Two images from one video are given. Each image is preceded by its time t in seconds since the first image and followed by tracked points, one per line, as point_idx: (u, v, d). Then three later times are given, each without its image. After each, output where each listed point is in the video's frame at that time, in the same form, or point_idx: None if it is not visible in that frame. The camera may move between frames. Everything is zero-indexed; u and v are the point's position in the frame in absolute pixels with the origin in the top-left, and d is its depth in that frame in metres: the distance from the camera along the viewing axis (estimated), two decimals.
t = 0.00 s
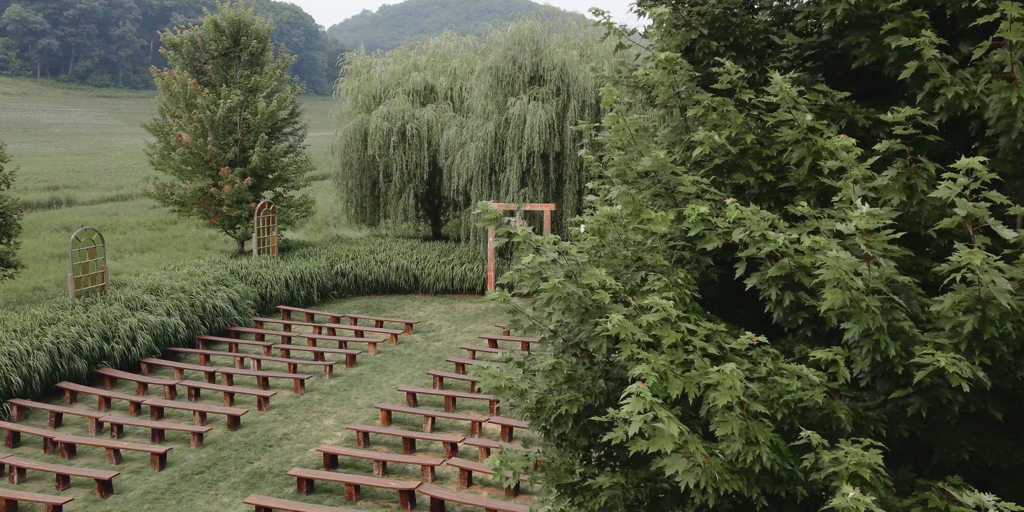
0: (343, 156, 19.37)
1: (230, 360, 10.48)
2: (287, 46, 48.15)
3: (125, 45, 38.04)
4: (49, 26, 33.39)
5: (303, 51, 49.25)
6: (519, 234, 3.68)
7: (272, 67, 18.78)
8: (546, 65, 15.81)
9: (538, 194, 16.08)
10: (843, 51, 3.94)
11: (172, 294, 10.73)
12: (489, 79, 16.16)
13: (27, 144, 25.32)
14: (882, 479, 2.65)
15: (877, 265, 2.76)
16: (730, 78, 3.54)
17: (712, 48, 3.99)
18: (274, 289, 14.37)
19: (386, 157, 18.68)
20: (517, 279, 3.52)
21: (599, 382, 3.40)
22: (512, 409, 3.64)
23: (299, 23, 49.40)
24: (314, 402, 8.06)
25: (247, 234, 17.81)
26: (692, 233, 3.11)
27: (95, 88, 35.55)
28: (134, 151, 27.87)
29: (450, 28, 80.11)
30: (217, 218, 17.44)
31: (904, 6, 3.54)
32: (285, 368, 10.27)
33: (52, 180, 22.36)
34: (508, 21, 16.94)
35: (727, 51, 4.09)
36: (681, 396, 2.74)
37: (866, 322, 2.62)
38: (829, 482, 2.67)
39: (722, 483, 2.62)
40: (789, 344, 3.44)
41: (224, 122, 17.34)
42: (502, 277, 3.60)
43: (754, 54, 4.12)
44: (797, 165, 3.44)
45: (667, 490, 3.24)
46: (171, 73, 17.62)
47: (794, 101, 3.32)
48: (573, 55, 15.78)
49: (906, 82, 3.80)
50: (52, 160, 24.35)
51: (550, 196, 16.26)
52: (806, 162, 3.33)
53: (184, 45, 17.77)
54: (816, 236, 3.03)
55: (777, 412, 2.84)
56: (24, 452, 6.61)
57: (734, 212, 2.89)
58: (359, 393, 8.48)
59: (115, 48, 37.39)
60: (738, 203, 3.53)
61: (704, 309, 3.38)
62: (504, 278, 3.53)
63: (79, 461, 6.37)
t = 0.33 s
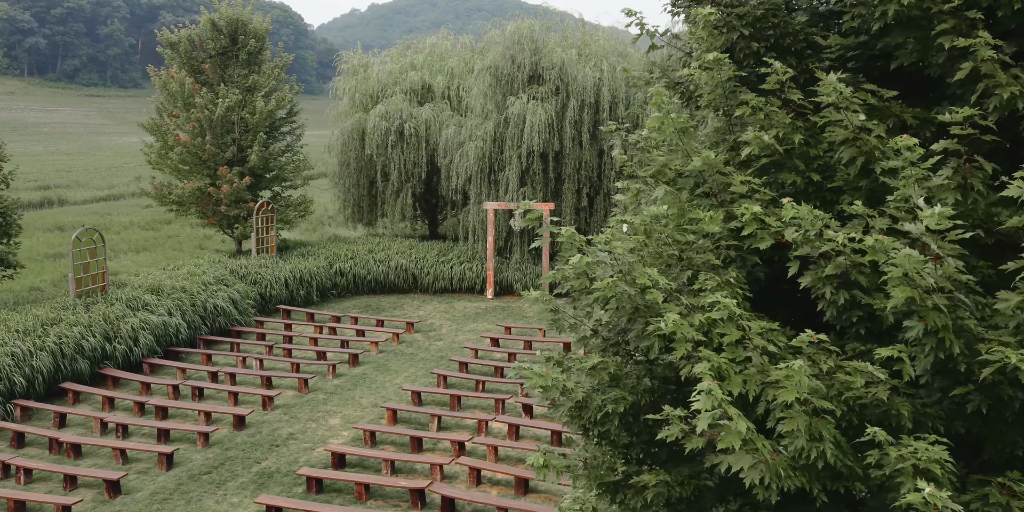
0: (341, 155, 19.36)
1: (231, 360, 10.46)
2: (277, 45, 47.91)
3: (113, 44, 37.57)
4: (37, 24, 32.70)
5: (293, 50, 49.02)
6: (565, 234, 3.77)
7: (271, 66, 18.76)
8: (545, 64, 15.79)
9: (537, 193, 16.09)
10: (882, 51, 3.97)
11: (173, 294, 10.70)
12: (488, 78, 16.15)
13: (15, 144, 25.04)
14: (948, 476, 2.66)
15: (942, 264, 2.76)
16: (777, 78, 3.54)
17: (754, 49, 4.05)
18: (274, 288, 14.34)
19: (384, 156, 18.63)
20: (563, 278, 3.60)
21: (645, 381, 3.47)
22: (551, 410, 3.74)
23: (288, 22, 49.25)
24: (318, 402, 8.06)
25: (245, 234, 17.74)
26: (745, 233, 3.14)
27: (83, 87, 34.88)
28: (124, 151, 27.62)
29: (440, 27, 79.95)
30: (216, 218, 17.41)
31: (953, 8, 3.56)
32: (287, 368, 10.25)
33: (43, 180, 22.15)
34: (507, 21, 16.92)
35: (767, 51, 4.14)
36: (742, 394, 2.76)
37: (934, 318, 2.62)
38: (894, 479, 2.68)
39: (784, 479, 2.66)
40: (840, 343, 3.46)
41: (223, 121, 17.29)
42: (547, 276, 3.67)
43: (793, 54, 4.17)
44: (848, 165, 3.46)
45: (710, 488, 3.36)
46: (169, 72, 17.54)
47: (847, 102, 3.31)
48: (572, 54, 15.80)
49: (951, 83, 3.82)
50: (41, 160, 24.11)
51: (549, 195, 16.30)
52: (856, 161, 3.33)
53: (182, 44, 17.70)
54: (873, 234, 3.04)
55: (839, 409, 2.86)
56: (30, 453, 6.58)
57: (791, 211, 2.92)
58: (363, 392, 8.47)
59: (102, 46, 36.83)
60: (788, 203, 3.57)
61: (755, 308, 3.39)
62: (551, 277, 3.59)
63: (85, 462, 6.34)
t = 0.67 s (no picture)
0: (335, 155, 19.29)
1: (230, 360, 10.42)
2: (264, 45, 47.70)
3: (96, 43, 36.89)
4: (19, 22, 32.03)
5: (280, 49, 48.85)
6: (608, 234, 3.88)
7: (265, 65, 18.71)
8: (541, 63, 15.76)
9: (534, 192, 16.09)
10: (919, 51, 3.97)
11: (170, 294, 10.65)
12: (484, 77, 16.13)
13: None
14: (1009, 471, 2.69)
15: (1002, 262, 2.78)
16: (823, 78, 3.55)
17: (792, 49, 4.03)
18: (270, 288, 14.29)
19: (379, 156, 18.59)
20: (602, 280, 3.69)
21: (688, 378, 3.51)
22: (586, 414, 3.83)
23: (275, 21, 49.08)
24: (320, 402, 8.04)
25: (239, 234, 17.65)
26: (796, 232, 3.16)
27: (66, 86, 34.17)
28: (109, 151, 27.32)
29: (425, 26, 79.65)
30: (210, 218, 17.31)
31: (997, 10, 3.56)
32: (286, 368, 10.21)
33: (29, 180, 21.88)
34: (502, 20, 16.87)
35: (806, 52, 4.12)
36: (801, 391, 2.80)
37: (997, 316, 2.64)
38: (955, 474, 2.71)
39: (848, 475, 2.68)
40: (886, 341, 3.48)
41: (217, 120, 17.19)
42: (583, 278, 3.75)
43: (831, 55, 4.11)
44: (895, 163, 3.46)
45: (752, 485, 3.41)
46: (162, 71, 17.39)
47: (899, 102, 3.31)
48: (568, 54, 15.80)
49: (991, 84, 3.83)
50: (26, 160, 23.83)
51: (545, 195, 16.32)
52: (905, 161, 3.34)
53: (175, 42, 17.53)
54: (926, 233, 3.07)
55: (899, 406, 2.88)
56: (31, 454, 6.54)
57: (844, 210, 2.97)
58: (365, 392, 8.47)
59: (86, 45, 36.10)
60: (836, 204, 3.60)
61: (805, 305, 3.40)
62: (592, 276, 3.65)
63: (88, 463, 6.31)
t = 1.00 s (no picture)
0: (331, 154, 19.24)
1: (232, 360, 10.39)
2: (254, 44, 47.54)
3: (82, 42, 36.48)
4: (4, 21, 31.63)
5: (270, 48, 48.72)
6: (656, 234, 3.92)
7: (262, 64, 18.62)
8: (540, 63, 15.74)
9: (532, 191, 16.11)
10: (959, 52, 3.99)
11: (171, 294, 10.61)
12: (482, 77, 16.11)
13: None
14: None
15: None
16: (873, 78, 3.56)
17: (834, 49, 4.01)
18: (269, 288, 14.26)
19: (376, 155, 18.57)
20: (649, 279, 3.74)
21: (737, 376, 3.53)
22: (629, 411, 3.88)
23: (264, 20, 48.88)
24: (324, 402, 8.03)
25: (237, 234, 17.58)
26: (852, 231, 3.19)
27: (52, 85, 33.81)
28: (97, 151, 27.07)
29: (414, 25, 79.42)
30: (207, 217, 17.26)
31: None
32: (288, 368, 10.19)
33: (18, 181, 21.68)
34: (500, 20, 16.83)
35: (848, 52, 4.10)
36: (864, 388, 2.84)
37: None
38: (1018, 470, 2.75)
39: (915, 470, 2.72)
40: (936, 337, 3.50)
41: (214, 120, 17.13)
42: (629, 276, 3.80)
43: (871, 55, 4.08)
44: (947, 162, 3.47)
45: (796, 482, 3.46)
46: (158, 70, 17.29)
47: (953, 103, 3.33)
48: (567, 53, 15.81)
49: None
50: (13, 159, 23.58)
51: (543, 194, 16.34)
52: (956, 162, 3.37)
53: (171, 41, 17.41)
54: (982, 232, 3.10)
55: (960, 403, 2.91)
56: (37, 455, 6.50)
57: (905, 209, 2.99)
58: (369, 391, 8.47)
59: (71, 44, 35.66)
60: (885, 203, 3.62)
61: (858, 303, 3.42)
62: (640, 275, 3.70)
63: (94, 464, 6.27)
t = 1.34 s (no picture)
0: (330, 154, 19.21)
1: (235, 360, 10.37)
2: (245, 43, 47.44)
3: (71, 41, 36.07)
4: None
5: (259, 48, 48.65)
6: (707, 230, 3.77)
7: (262, 63, 18.55)
8: (540, 62, 15.74)
9: (532, 191, 16.12)
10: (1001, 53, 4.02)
11: (174, 294, 10.59)
12: (482, 76, 16.09)
13: None
14: None
15: None
16: (925, 78, 3.56)
17: (879, 50, 4.02)
18: (271, 288, 14.24)
19: (376, 155, 18.56)
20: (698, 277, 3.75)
21: (787, 374, 3.52)
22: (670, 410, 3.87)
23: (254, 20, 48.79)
24: (331, 402, 8.01)
25: (236, 234, 17.53)
26: (910, 231, 3.19)
27: (40, 84, 33.51)
28: (88, 150, 26.86)
29: (405, 24, 79.24)
30: (207, 217, 17.21)
31: None
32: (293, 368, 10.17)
33: (9, 181, 21.51)
34: (499, 19, 16.79)
35: (893, 53, 4.13)
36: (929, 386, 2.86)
37: None
38: None
39: (982, 467, 2.75)
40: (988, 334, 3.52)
41: (214, 120, 17.06)
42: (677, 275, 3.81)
43: (916, 56, 4.14)
44: (1000, 162, 3.47)
45: (843, 479, 3.47)
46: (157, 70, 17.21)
47: (1009, 103, 3.33)
48: (567, 53, 15.80)
49: None
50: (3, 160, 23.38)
51: (543, 194, 16.34)
52: (1013, 161, 3.37)
53: (170, 40, 17.34)
54: None
55: None
56: (45, 457, 6.48)
57: (967, 209, 2.99)
58: (376, 391, 8.47)
59: (60, 43, 35.28)
60: (937, 202, 3.63)
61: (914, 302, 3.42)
62: (688, 273, 3.71)
63: (103, 464, 6.26)
